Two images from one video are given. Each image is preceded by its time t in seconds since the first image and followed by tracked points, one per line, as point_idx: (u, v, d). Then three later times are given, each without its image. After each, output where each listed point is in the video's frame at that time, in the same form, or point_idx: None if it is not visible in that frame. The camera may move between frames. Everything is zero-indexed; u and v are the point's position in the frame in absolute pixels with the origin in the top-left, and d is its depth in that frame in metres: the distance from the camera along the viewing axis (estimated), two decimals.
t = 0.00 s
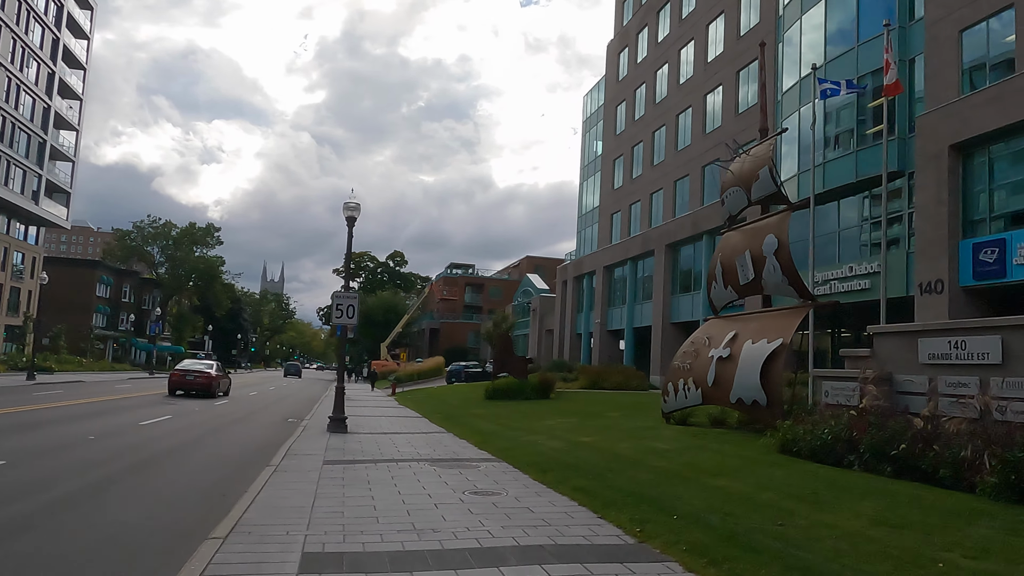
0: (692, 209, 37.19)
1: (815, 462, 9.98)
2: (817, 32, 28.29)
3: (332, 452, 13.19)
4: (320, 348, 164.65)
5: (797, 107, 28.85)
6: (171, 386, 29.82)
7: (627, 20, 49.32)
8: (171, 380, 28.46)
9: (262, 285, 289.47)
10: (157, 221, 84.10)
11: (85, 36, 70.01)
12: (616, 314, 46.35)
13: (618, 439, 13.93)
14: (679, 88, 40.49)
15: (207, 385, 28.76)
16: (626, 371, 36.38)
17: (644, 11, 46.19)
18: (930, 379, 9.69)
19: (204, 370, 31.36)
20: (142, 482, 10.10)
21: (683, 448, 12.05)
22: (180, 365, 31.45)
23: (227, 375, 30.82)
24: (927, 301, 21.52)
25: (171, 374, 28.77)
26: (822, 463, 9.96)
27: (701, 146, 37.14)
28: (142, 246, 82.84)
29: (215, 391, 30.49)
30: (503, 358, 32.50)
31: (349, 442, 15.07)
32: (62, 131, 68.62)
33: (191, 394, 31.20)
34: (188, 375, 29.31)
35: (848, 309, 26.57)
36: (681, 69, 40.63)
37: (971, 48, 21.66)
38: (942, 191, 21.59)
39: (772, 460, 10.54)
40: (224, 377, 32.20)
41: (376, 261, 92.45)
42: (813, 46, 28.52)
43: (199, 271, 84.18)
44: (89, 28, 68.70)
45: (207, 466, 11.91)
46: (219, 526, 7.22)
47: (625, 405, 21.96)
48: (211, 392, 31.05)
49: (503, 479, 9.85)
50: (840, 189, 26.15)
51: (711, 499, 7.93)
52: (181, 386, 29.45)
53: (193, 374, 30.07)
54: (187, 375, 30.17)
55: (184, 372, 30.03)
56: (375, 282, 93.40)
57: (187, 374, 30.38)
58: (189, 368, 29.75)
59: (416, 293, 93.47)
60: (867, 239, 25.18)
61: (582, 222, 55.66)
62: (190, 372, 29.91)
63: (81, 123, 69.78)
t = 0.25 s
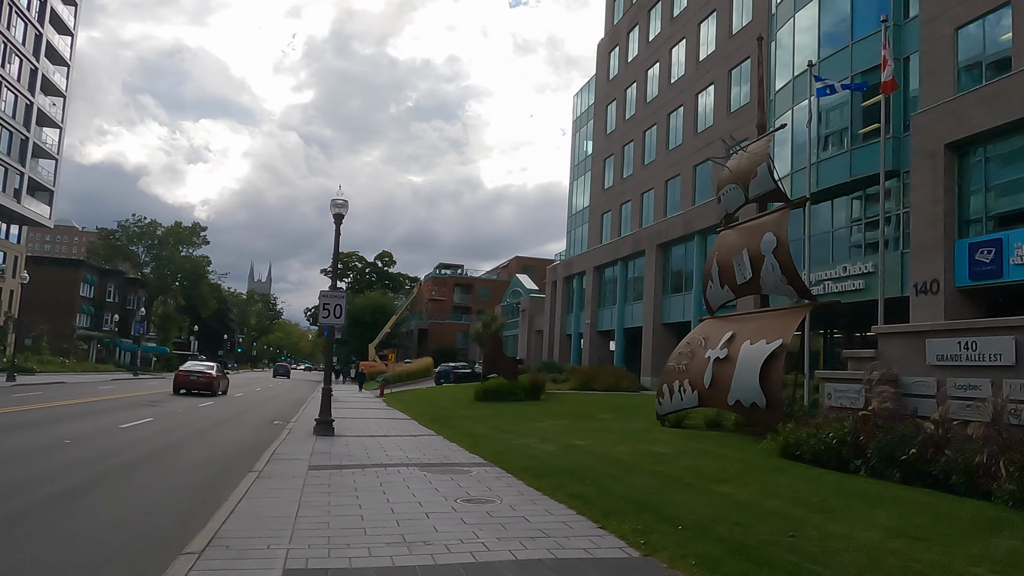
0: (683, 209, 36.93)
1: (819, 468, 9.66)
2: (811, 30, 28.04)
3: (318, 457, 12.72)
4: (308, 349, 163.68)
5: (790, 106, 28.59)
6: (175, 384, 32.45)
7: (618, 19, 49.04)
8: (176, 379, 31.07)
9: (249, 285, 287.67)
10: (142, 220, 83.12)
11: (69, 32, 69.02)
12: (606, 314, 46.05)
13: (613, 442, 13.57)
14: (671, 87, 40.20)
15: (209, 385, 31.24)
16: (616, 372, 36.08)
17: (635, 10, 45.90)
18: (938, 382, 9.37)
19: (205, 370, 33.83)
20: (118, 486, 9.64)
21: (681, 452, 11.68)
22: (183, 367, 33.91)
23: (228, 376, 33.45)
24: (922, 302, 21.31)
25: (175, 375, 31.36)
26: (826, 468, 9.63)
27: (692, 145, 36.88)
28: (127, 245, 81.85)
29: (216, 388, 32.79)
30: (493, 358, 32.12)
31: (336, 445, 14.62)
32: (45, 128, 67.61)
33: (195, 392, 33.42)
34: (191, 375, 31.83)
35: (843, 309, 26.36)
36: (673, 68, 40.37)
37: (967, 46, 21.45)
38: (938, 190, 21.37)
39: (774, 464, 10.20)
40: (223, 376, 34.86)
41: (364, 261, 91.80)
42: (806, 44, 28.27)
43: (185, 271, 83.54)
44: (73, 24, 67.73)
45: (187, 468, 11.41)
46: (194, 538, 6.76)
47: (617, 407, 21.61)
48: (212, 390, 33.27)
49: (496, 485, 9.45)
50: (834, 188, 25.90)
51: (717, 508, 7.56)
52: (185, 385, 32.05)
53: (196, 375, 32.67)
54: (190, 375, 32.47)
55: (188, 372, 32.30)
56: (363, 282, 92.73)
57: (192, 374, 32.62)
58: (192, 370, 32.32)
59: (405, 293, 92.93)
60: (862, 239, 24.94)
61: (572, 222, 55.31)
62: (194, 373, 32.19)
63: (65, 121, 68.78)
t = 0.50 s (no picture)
0: (664, 208, 36.77)
1: (812, 470, 9.39)
2: (792, 29, 27.96)
3: (291, 460, 12.21)
4: (284, 350, 161.92)
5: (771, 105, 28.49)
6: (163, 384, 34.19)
7: (597, 18, 48.85)
8: (164, 379, 33.02)
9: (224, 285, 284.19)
10: (113, 219, 81.50)
11: (38, 26, 67.46)
12: (585, 314, 45.78)
13: (598, 444, 13.21)
14: (651, 86, 40.08)
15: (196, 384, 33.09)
16: (596, 372, 35.82)
17: (615, 9, 45.76)
18: (933, 381, 9.13)
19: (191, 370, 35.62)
20: (79, 491, 9.08)
21: (668, 454, 11.35)
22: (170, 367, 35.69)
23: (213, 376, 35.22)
24: (903, 301, 21.25)
25: (163, 374, 33.20)
26: (818, 470, 9.37)
27: (672, 144, 36.73)
28: (98, 244, 80.18)
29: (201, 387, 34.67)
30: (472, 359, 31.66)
31: (311, 448, 14.09)
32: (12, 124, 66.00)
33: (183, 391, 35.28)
34: (178, 375, 33.80)
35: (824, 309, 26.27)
36: (653, 67, 40.23)
37: (948, 46, 21.43)
38: (920, 189, 21.31)
39: (765, 467, 9.89)
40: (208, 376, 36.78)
41: (341, 260, 90.83)
42: (788, 43, 28.20)
43: (158, 270, 82.22)
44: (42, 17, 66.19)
45: (153, 473, 10.84)
46: (155, 551, 6.25)
47: (599, 408, 21.28)
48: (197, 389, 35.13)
49: (478, 490, 9.05)
50: (815, 187, 25.81)
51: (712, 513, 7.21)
52: (173, 385, 33.82)
53: (183, 374, 34.63)
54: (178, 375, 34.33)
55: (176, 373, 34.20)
56: (339, 283, 91.73)
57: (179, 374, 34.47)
58: (179, 370, 34.26)
59: (382, 294, 92.13)
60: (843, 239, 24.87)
61: (551, 222, 55.05)
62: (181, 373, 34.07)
63: (33, 116, 67.18)
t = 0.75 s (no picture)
0: (655, 206, 36.47)
1: (817, 474, 9.05)
2: (785, 25, 27.67)
3: (275, 465, 11.77)
4: (271, 350, 160.87)
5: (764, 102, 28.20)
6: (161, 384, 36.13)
7: (588, 16, 48.51)
8: (164, 379, 34.93)
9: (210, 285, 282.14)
10: (98, 217, 80.45)
11: (20, 21, 66.40)
12: (575, 314, 45.42)
13: (591, 447, 12.83)
14: (642, 83, 39.78)
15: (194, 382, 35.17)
16: (587, 372, 35.51)
17: (606, 6, 45.42)
18: (943, 382, 8.80)
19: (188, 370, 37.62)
20: (48, 498, 8.61)
21: (665, 458, 10.99)
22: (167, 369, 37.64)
23: (209, 376, 37.16)
24: (898, 300, 21.03)
25: (163, 374, 35.19)
26: (824, 475, 9.03)
27: (664, 142, 36.44)
28: (81, 243, 79.09)
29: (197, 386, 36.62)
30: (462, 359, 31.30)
31: (296, 452, 13.63)
32: None
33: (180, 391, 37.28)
34: (177, 375, 35.86)
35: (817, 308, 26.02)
36: (643, 65, 39.94)
37: (944, 42, 21.19)
38: (915, 187, 21.08)
39: (766, 471, 9.56)
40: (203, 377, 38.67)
41: (329, 260, 90.14)
42: (781, 40, 27.91)
43: (143, 270, 81.15)
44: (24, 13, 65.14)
45: (128, 479, 10.37)
46: (122, 569, 5.80)
47: (591, 409, 20.91)
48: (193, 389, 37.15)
49: (471, 497, 8.64)
50: (808, 184, 25.54)
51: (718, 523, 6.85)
52: (171, 385, 35.74)
53: (180, 374, 36.55)
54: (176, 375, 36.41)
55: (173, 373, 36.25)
56: (327, 282, 90.99)
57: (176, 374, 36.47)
58: (177, 370, 36.27)
59: (370, 293, 91.50)
60: (837, 237, 24.62)
61: (541, 220, 54.66)
62: (178, 373, 36.08)
63: (15, 113, 66.11)
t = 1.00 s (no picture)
0: (647, 204, 36.15)
1: (826, 477, 8.70)
2: (780, 21, 27.40)
3: (261, 467, 11.32)
4: (259, 349, 159.70)
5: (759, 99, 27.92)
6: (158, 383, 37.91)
7: (579, 12, 48.15)
8: (162, 376, 36.85)
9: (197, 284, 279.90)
10: (83, 215, 79.42)
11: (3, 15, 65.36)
12: (566, 313, 45.08)
13: (588, 448, 12.44)
14: (634, 80, 39.45)
15: (191, 381, 37.13)
16: (578, 371, 35.17)
17: (598, 2, 45.06)
18: (957, 382, 8.49)
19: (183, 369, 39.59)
20: (17, 503, 8.13)
21: (666, 460, 10.62)
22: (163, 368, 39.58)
23: (203, 376, 39.11)
24: (895, 298, 20.80)
25: (161, 373, 37.08)
26: (833, 478, 8.68)
27: (656, 139, 36.12)
28: (66, 240, 78.06)
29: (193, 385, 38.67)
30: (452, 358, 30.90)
31: (284, 453, 13.18)
32: None
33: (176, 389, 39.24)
34: (174, 374, 37.88)
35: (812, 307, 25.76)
36: (636, 62, 39.63)
37: (941, 38, 20.95)
38: (913, 184, 20.84)
39: (772, 473, 9.21)
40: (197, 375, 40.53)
41: (318, 258, 89.44)
42: (776, 36, 27.63)
43: (128, 268, 80.16)
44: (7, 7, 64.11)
45: (105, 481, 9.89)
46: None
47: (585, 409, 20.53)
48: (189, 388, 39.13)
49: (466, 502, 8.25)
50: (804, 182, 25.27)
51: (729, 530, 6.49)
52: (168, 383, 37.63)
53: (177, 373, 38.49)
54: (173, 373, 38.40)
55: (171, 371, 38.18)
56: (316, 281, 90.28)
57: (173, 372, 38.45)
58: (174, 369, 38.19)
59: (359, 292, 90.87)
60: (833, 235, 24.37)
61: (531, 219, 54.29)
62: (176, 371, 38.07)
63: None
